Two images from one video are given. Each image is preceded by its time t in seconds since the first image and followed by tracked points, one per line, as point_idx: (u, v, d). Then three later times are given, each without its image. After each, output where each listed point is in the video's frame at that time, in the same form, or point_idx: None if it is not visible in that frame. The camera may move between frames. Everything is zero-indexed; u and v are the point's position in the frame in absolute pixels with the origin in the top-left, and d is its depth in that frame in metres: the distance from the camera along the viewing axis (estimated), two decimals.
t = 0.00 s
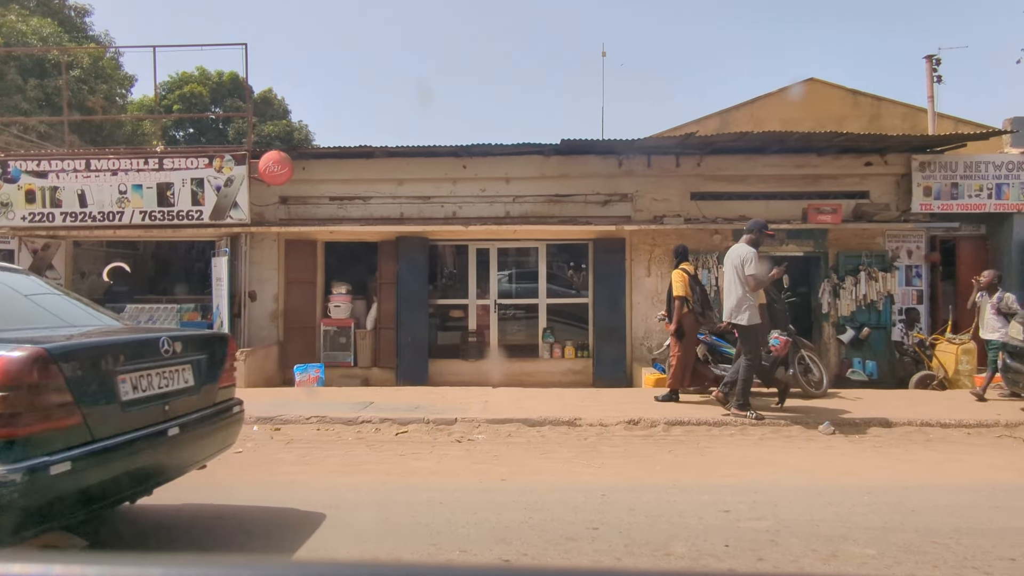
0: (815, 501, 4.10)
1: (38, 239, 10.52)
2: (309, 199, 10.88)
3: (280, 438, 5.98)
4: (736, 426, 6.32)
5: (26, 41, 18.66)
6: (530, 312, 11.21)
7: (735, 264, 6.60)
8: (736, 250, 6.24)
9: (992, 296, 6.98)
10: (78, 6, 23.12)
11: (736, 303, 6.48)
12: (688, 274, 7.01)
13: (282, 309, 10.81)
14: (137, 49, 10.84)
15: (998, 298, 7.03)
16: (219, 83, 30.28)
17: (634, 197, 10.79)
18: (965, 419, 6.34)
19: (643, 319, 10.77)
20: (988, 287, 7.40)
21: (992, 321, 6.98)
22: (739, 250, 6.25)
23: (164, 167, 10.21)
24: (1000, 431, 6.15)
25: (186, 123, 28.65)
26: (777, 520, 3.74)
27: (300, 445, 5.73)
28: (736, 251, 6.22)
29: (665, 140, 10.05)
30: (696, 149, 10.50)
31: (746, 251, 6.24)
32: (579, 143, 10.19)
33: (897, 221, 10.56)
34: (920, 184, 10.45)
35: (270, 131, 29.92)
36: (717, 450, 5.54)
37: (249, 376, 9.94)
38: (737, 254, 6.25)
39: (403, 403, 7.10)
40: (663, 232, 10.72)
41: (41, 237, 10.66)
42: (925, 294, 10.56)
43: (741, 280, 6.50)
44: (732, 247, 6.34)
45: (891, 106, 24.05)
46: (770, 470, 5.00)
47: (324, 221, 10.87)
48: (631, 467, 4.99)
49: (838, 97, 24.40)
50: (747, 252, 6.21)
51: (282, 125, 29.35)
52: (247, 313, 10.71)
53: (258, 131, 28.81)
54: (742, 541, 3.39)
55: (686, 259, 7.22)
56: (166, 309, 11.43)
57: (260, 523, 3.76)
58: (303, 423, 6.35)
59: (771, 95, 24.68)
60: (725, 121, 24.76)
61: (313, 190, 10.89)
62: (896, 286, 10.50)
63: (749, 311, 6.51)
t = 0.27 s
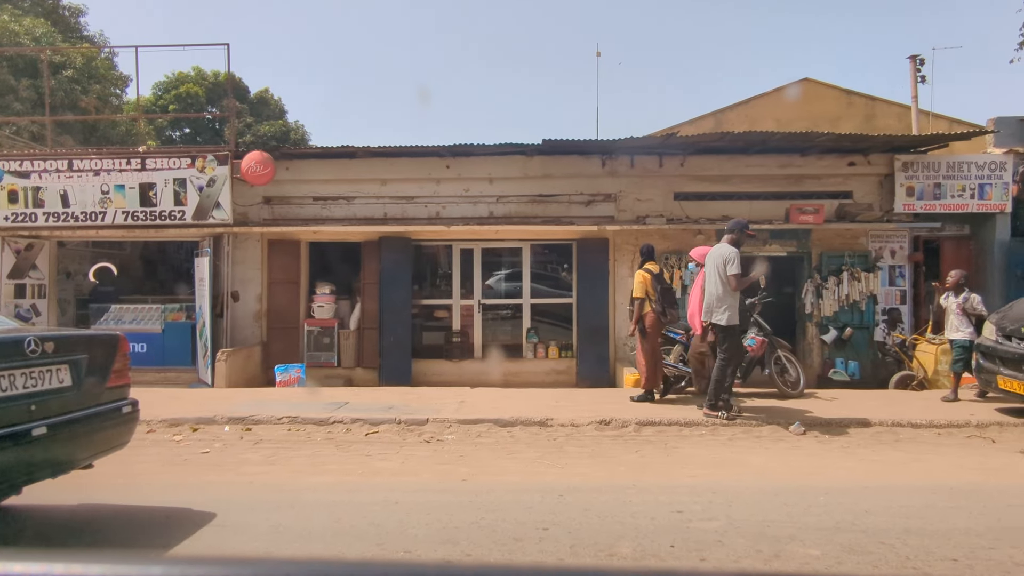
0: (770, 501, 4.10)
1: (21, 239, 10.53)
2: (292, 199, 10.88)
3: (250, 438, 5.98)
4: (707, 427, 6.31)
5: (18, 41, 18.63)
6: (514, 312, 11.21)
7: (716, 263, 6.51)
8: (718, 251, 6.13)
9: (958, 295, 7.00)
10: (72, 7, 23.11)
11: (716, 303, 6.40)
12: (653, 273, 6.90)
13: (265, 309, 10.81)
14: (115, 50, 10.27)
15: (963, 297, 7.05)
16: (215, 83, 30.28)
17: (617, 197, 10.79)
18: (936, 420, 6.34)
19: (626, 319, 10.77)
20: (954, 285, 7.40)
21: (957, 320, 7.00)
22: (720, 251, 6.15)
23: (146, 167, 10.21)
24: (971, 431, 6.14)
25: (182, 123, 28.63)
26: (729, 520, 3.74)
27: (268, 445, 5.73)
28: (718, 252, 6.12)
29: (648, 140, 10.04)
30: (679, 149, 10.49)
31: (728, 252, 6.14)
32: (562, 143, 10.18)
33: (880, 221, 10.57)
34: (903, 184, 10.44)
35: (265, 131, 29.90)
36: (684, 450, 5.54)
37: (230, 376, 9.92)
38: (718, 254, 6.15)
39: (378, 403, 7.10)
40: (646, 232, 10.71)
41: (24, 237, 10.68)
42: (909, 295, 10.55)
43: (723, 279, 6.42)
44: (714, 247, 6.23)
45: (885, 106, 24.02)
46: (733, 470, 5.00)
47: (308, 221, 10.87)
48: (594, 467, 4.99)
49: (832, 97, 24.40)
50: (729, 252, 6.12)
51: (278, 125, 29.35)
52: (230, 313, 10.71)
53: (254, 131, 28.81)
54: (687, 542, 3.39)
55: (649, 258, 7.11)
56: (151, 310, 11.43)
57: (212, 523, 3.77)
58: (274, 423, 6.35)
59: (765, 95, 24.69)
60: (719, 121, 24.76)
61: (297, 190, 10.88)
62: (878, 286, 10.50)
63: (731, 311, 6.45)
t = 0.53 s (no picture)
0: (728, 502, 4.10)
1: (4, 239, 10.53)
2: (277, 199, 10.87)
3: (221, 437, 5.98)
4: (679, 427, 6.30)
5: (11, 41, 18.59)
6: (499, 312, 11.21)
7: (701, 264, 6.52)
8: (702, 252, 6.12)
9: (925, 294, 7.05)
10: (67, 7, 23.07)
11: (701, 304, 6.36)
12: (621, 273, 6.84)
13: (249, 309, 10.80)
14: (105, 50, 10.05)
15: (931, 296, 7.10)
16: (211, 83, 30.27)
17: (601, 197, 10.79)
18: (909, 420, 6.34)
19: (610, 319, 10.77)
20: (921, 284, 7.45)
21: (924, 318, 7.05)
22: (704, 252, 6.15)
23: (130, 167, 10.22)
24: (943, 431, 6.14)
25: (178, 123, 28.61)
26: (682, 521, 3.74)
27: (237, 445, 5.74)
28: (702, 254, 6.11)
29: (630, 140, 10.04)
30: (662, 149, 10.49)
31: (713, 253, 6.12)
32: (544, 143, 10.18)
33: (863, 221, 10.59)
34: (886, 184, 10.44)
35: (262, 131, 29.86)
36: (653, 450, 5.54)
37: (212, 376, 9.89)
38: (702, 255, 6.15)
39: (354, 403, 7.10)
40: (631, 232, 10.68)
41: (8, 237, 10.68)
42: (893, 295, 10.56)
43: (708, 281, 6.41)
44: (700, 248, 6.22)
45: (880, 106, 23.99)
46: (697, 470, 4.99)
47: (292, 221, 10.87)
48: (560, 468, 4.99)
49: (826, 97, 24.39)
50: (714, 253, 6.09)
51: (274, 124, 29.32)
52: (214, 314, 10.71)
53: (249, 130, 28.79)
54: (635, 542, 3.39)
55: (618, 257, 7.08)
56: (136, 309, 11.44)
57: (167, 523, 3.77)
58: (247, 423, 6.35)
59: (759, 95, 24.68)
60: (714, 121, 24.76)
61: (281, 190, 10.88)
62: (861, 286, 10.50)
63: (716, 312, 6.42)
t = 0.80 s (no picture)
0: (689, 502, 4.10)
1: None
2: (263, 199, 10.87)
3: (194, 437, 5.99)
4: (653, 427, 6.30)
5: (4, 41, 18.51)
6: (485, 312, 11.21)
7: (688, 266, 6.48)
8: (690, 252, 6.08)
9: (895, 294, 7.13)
10: (62, 7, 22.99)
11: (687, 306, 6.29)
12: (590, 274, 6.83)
13: (234, 309, 10.80)
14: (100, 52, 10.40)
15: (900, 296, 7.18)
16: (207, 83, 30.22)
17: (587, 197, 10.79)
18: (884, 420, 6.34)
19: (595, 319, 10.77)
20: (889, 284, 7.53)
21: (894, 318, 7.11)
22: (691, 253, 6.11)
23: (114, 167, 10.23)
24: (916, 432, 6.14)
25: (174, 123, 28.56)
26: (639, 521, 3.74)
27: (209, 445, 5.74)
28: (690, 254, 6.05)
29: (614, 140, 10.04)
30: (647, 150, 10.49)
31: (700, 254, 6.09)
32: (529, 143, 10.18)
33: (847, 221, 10.59)
34: (871, 184, 10.44)
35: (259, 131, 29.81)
36: (624, 450, 5.54)
37: (196, 376, 9.86)
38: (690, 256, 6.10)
39: (331, 403, 7.11)
40: (616, 232, 10.66)
41: None
42: (878, 295, 10.56)
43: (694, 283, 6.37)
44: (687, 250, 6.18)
45: (875, 106, 23.96)
46: (665, 470, 4.99)
47: (278, 221, 10.87)
48: (528, 468, 4.98)
49: (822, 97, 24.38)
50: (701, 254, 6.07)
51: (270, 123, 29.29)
52: (199, 314, 10.70)
53: (246, 129, 28.74)
54: (588, 542, 3.39)
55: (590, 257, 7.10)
56: (122, 309, 11.44)
57: (124, 523, 3.78)
58: (222, 423, 6.36)
59: (755, 95, 24.67)
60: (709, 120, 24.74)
61: (266, 190, 10.88)
62: (846, 286, 10.49)
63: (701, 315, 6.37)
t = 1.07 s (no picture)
0: (652, 502, 4.09)
1: None
2: (249, 199, 10.87)
3: (169, 438, 5.99)
4: (628, 426, 6.30)
5: None
6: (472, 312, 11.20)
7: (677, 267, 6.66)
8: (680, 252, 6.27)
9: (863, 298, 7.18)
10: (58, 8, 22.91)
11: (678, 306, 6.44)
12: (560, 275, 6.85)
13: (220, 309, 10.80)
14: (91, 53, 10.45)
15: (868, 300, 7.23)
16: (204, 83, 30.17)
17: (573, 197, 10.79)
18: (860, 420, 6.33)
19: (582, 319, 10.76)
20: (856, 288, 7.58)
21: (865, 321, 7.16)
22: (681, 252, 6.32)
23: (99, 167, 10.24)
24: (892, 432, 6.14)
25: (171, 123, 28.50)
26: (598, 521, 3.74)
27: (183, 445, 5.75)
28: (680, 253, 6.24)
29: (599, 140, 10.03)
30: (632, 150, 10.49)
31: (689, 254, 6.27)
32: (514, 143, 10.17)
33: (833, 221, 10.58)
34: (857, 184, 10.43)
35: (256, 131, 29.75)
36: (596, 450, 5.54)
37: (181, 376, 9.84)
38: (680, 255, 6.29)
39: (309, 404, 7.10)
40: (602, 232, 10.67)
41: None
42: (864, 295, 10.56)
43: (684, 283, 6.55)
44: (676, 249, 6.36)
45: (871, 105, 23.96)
46: (634, 469, 4.98)
47: (264, 221, 10.86)
48: (497, 468, 4.98)
49: (817, 96, 24.38)
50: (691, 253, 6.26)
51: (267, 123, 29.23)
52: (185, 314, 10.70)
53: (243, 129, 28.67)
54: (542, 543, 3.39)
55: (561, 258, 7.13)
56: (109, 309, 11.44)
57: (84, 523, 3.78)
58: (198, 423, 6.36)
59: (750, 95, 24.68)
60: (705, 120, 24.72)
61: (253, 190, 10.88)
62: (832, 286, 10.48)
63: (691, 315, 6.53)
